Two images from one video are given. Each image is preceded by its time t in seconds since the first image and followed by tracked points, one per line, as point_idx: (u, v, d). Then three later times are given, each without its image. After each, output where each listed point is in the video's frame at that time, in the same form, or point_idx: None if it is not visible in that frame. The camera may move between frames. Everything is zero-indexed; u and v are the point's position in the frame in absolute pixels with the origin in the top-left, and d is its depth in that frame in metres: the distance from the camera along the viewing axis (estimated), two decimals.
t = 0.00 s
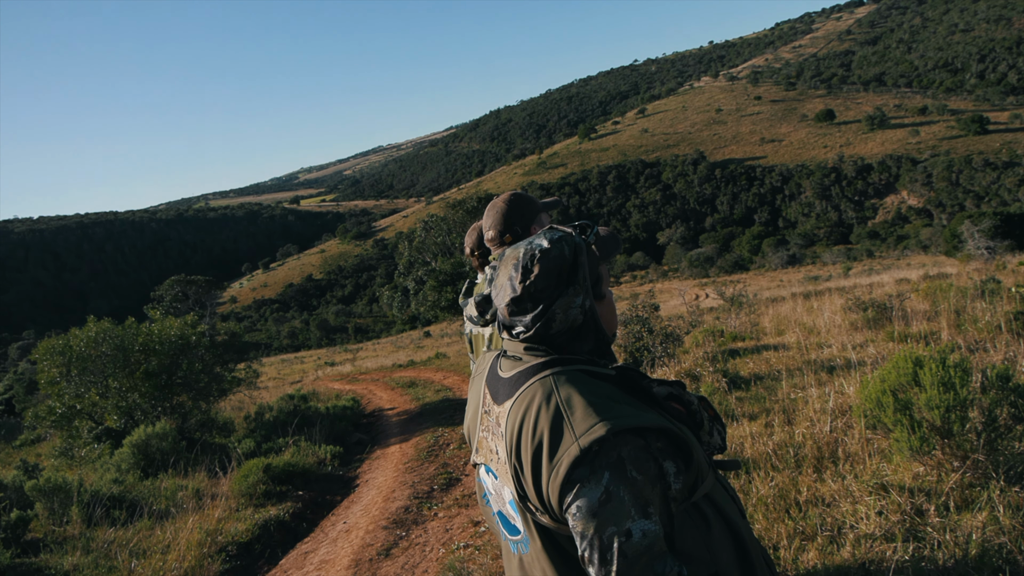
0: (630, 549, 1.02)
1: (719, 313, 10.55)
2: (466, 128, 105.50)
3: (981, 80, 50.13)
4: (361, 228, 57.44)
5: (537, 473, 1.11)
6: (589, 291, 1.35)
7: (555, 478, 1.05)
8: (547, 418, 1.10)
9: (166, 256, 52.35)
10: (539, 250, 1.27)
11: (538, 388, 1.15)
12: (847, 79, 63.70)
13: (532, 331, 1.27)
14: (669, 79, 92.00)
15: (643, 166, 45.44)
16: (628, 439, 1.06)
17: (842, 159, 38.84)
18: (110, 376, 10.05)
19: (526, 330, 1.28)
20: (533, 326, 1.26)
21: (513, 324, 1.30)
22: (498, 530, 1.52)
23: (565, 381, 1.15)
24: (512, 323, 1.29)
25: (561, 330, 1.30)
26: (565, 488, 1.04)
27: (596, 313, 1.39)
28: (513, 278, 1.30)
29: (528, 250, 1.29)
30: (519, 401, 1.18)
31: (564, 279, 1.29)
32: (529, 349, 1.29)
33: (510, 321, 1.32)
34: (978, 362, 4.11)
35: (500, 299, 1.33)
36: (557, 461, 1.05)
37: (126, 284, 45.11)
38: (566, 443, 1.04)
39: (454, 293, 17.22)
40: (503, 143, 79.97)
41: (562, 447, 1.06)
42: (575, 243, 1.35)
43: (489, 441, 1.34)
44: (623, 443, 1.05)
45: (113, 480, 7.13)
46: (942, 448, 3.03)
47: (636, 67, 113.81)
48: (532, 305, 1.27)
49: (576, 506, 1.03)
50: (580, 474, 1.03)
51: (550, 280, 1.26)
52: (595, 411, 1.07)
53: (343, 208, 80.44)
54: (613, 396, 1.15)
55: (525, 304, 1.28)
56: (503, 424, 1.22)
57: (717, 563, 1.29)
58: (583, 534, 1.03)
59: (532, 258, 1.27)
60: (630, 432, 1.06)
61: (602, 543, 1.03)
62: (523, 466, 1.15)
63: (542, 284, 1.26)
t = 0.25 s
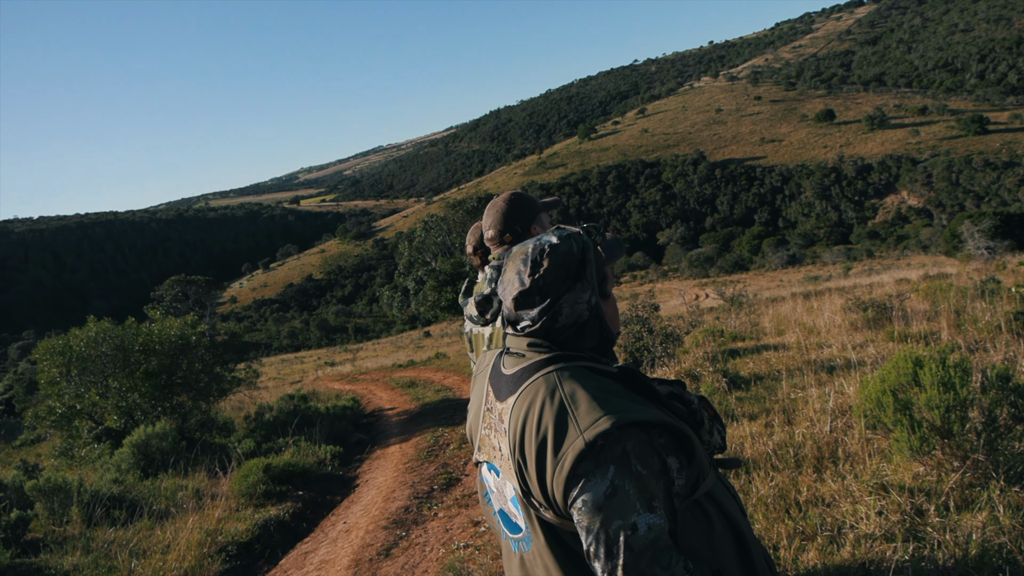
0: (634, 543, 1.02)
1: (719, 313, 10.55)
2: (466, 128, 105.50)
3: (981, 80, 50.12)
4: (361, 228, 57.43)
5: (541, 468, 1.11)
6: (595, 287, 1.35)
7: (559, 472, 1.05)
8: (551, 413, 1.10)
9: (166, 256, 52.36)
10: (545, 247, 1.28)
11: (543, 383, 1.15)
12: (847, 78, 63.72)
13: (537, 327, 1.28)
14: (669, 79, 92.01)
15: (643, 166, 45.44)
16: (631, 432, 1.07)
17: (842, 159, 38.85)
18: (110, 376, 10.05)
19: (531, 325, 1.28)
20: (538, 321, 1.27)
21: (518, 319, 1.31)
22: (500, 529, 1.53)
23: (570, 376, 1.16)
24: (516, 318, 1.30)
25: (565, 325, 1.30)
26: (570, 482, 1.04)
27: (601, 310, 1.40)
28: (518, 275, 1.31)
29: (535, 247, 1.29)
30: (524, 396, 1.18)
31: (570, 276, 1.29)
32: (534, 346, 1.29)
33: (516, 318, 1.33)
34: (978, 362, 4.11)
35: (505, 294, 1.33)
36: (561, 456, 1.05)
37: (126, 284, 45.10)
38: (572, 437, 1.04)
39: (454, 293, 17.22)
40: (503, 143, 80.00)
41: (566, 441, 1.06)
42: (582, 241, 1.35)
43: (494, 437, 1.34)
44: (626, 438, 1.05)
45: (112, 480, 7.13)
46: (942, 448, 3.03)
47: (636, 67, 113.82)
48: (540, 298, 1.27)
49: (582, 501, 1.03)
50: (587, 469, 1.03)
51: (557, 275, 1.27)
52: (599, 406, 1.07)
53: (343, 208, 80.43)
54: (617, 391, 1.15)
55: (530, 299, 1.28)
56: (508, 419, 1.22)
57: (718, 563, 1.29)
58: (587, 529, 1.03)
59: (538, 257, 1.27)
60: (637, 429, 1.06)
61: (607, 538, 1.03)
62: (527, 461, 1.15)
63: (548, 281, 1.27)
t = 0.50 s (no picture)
0: (633, 544, 1.02)
1: (719, 313, 10.55)
2: (466, 128, 105.50)
3: (981, 80, 50.13)
4: (361, 228, 57.43)
5: (540, 470, 1.11)
6: (595, 287, 1.35)
7: (557, 471, 1.05)
8: (550, 413, 1.10)
9: (166, 256, 52.39)
10: (546, 246, 1.28)
11: (541, 384, 1.16)
12: (847, 78, 63.71)
13: (536, 326, 1.27)
14: (669, 79, 92.00)
15: (643, 166, 45.44)
16: (631, 433, 1.07)
17: (842, 159, 38.85)
18: (110, 376, 10.05)
19: (530, 325, 1.28)
20: (537, 321, 1.27)
21: (517, 320, 1.31)
22: (500, 528, 1.52)
23: (570, 377, 1.16)
24: (517, 317, 1.30)
25: (565, 324, 1.30)
26: (569, 483, 1.04)
27: (602, 309, 1.40)
28: (518, 276, 1.31)
29: (535, 246, 1.30)
30: (522, 398, 1.18)
31: (570, 276, 1.29)
32: (533, 347, 1.29)
33: (516, 318, 1.33)
34: (978, 363, 4.11)
35: (505, 294, 1.34)
36: (560, 456, 1.06)
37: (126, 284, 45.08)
38: (571, 437, 1.05)
39: (454, 293, 17.21)
40: (503, 143, 80.00)
41: (565, 442, 1.06)
42: (582, 240, 1.35)
43: (492, 438, 1.34)
44: (625, 438, 1.05)
45: (113, 479, 7.14)
46: (943, 448, 3.03)
47: (636, 67, 113.81)
48: (540, 298, 1.27)
49: (580, 502, 1.03)
50: (585, 469, 1.03)
51: (557, 274, 1.27)
52: (598, 406, 1.07)
53: (343, 208, 80.46)
54: (616, 392, 1.15)
55: (529, 299, 1.29)
56: (507, 420, 1.21)
57: (718, 563, 1.29)
58: (585, 529, 1.04)
59: (536, 257, 1.27)
60: (635, 430, 1.07)
61: (606, 539, 1.03)
62: (526, 461, 1.15)
63: (548, 280, 1.27)
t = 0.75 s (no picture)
0: (631, 543, 1.03)
1: (719, 313, 10.54)
2: (466, 128, 105.49)
3: (981, 80, 50.10)
4: (361, 228, 57.41)
5: (538, 471, 1.11)
6: (594, 289, 1.35)
7: (556, 472, 1.05)
8: (549, 413, 1.10)
9: (167, 257, 52.38)
10: (544, 248, 1.29)
11: (540, 384, 1.16)
12: (847, 78, 63.68)
13: (535, 327, 1.27)
14: (669, 79, 91.98)
15: (643, 166, 45.43)
16: (629, 434, 1.07)
17: (842, 159, 38.84)
18: (110, 376, 10.05)
19: (529, 325, 1.28)
20: (536, 323, 1.27)
21: (516, 320, 1.30)
22: (498, 529, 1.52)
23: (568, 377, 1.16)
24: (515, 318, 1.30)
25: (564, 323, 1.31)
26: (567, 484, 1.05)
27: (600, 311, 1.40)
28: (517, 278, 1.32)
29: (535, 246, 1.30)
30: (521, 398, 1.18)
31: (569, 277, 1.30)
32: (532, 348, 1.29)
33: (513, 319, 1.34)
34: (978, 362, 4.11)
35: (504, 295, 1.34)
36: (558, 455, 1.06)
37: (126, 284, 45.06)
38: (568, 438, 1.05)
39: (454, 292, 17.21)
40: (503, 143, 79.99)
41: (564, 441, 1.06)
42: (580, 241, 1.36)
43: (491, 439, 1.33)
44: (622, 438, 1.06)
45: (113, 479, 7.14)
46: (942, 448, 3.04)
47: (636, 67, 113.80)
48: (538, 300, 1.28)
49: (579, 501, 1.03)
50: (583, 469, 1.03)
51: (556, 275, 1.27)
52: (596, 405, 1.07)
53: (343, 208, 80.47)
54: (615, 392, 1.15)
55: (527, 301, 1.29)
56: (505, 420, 1.22)
57: (717, 563, 1.29)
58: (584, 531, 1.04)
59: (534, 259, 1.28)
60: (634, 430, 1.07)
61: (605, 538, 1.03)
62: (525, 461, 1.15)
63: (547, 281, 1.27)
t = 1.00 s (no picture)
0: (631, 544, 1.02)
1: (719, 313, 10.54)
2: (466, 128, 105.50)
3: (981, 80, 50.11)
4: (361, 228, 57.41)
5: (535, 477, 1.11)
6: (591, 289, 1.35)
7: (555, 472, 1.05)
8: (546, 415, 1.10)
9: (167, 257, 52.37)
10: (541, 249, 1.29)
11: (536, 385, 1.15)
12: (847, 78, 63.70)
13: (534, 327, 1.27)
14: (669, 79, 91.98)
15: (643, 166, 45.43)
16: (627, 434, 1.06)
17: (842, 159, 38.85)
18: (110, 376, 10.05)
19: (527, 326, 1.28)
20: (534, 324, 1.27)
21: (514, 322, 1.30)
22: (497, 530, 1.52)
23: (564, 380, 1.15)
24: (514, 318, 1.30)
25: (562, 324, 1.30)
26: (565, 490, 1.05)
27: (598, 310, 1.40)
28: (515, 279, 1.32)
29: (531, 248, 1.30)
30: (519, 399, 1.17)
31: (568, 278, 1.30)
32: (528, 352, 1.29)
33: (509, 320, 1.35)
34: (977, 363, 4.11)
35: (502, 295, 1.33)
36: (557, 456, 1.06)
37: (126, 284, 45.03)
38: (564, 441, 1.05)
39: (454, 293, 17.21)
40: (503, 143, 79.99)
41: (563, 442, 1.06)
42: (579, 240, 1.36)
43: (489, 439, 1.33)
44: (620, 438, 1.06)
45: (113, 480, 7.14)
46: (942, 448, 3.03)
47: (636, 67, 113.81)
48: (536, 301, 1.28)
49: (577, 501, 1.04)
50: (581, 470, 1.03)
51: (554, 275, 1.27)
52: (593, 406, 1.07)
53: (343, 208, 80.47)
54: (612, 392, 1.15)
55: (525, 301, 1.29)
56: (503, 423, 1.21)
57: (716, 561, 1.29)
58: (581, 532, 1.04)
59: (529, 263, 1.28)
60: (630, 437, 1.07)
61: (603, 538, 1.03)
62: (521, 464, 1.15)
63: (544, 282, 1.26)
